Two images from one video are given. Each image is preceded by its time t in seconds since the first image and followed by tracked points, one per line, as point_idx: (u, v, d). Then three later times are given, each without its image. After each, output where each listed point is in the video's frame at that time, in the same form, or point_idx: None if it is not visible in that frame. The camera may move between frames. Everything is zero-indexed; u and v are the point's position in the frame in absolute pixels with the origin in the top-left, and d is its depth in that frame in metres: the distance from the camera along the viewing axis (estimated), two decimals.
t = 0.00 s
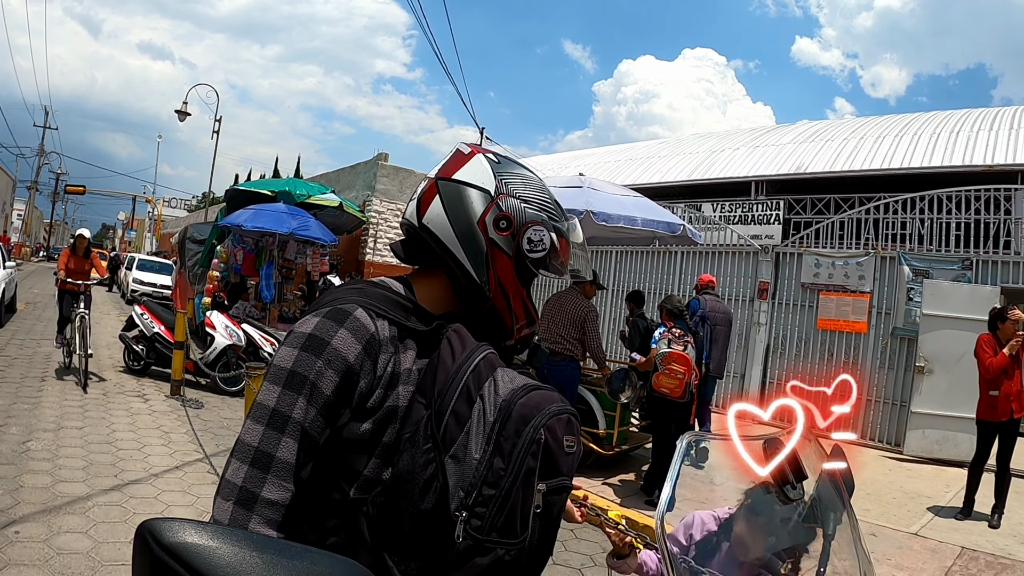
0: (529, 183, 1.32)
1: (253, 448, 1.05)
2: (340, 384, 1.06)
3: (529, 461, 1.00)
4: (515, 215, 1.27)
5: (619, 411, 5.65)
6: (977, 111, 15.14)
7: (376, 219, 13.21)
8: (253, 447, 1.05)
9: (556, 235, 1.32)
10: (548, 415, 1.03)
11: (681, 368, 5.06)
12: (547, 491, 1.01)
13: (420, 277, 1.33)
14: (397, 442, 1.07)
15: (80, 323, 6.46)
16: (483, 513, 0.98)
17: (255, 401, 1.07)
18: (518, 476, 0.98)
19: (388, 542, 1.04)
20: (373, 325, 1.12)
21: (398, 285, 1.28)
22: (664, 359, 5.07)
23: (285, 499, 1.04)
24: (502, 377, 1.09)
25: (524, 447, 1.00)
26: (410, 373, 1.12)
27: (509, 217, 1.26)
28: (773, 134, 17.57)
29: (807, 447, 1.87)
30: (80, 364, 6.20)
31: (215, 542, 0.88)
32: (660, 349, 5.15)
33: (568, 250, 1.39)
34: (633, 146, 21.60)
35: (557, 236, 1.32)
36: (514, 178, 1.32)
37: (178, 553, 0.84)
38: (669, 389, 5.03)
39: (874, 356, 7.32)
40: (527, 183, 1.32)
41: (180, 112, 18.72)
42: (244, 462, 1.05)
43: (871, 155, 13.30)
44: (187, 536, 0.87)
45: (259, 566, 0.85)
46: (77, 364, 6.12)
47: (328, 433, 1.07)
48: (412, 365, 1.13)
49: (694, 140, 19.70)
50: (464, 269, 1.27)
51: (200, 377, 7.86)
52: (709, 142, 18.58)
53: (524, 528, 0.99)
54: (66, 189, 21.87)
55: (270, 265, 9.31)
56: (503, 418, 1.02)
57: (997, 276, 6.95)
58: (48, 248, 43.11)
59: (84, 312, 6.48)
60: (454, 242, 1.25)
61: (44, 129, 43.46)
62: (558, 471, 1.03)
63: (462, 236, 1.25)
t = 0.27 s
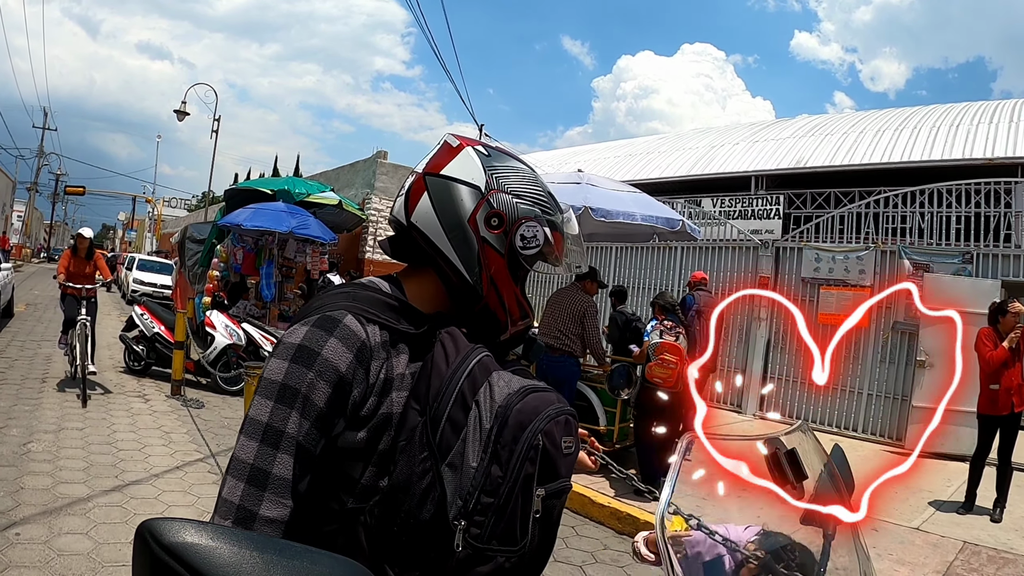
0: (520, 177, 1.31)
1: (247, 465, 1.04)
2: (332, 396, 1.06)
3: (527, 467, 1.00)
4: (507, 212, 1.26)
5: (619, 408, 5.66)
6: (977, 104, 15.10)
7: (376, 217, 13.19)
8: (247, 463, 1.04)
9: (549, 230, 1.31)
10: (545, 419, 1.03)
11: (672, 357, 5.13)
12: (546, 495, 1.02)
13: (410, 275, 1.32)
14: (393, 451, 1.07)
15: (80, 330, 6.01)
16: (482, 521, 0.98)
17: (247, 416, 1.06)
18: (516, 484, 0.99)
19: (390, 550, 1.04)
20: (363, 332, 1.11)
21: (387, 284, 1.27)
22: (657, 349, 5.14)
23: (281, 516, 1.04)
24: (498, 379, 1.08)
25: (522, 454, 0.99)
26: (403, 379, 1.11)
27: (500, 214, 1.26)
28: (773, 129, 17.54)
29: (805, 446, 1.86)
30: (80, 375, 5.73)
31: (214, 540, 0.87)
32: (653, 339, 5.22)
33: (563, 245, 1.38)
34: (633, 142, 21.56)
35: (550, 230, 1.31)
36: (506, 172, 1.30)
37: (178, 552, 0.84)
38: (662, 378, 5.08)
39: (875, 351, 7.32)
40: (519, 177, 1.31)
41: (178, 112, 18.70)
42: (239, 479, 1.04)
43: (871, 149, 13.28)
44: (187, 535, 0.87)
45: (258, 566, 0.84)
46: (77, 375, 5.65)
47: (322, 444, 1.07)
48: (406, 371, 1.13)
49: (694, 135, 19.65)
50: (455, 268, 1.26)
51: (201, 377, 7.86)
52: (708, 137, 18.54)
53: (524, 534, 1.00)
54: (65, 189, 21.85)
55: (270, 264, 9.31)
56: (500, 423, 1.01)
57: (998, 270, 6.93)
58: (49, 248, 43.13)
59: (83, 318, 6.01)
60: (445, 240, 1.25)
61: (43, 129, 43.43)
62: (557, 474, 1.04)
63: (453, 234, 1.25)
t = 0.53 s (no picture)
0: (512, 172, 1.30)
1: (239, 474, 1.04)
2: (324, 403, 1.05)
3: (523, 471, 1.00)
4: (499, 210, 1.25)
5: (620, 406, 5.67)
6: (977, 100, 15.07)
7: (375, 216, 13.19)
8: (239, 471, 1.04)
9: (542, 226, 1.30)
10: (540, 422, 1.03)
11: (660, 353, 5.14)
12: (542, 497, 1.02)
13: (402, 274, 1.31)
14: (387, 456, 1.06)
15: (81, 338, 5.66)
16: (478, 526, 0.98)
17: (239, 424, 1.06)
18: (512, 488, 0.99)
19: (387, 553, 1.05)
20: (354, 336, 1.09)
21: (376, 283, 1.27)
22: (644, 346, 5.13)
23: (275, 524, 1.03)
24: (492, 382, 1.07)
25: (518, 459, 0.99)
26: (396, 383, 1.11)
27: (492, 212, 1.25)
28: (773, 125, 17.51)
29: (805, 446, 1.85)
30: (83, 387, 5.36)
31: (214, 539, 0.86)
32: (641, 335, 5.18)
33: (559, 241, 1.38)
34: (633, 139, 21.53)
35: (543, 226, 1.31)
36: (499, 168, 1.29)
37: (178, 552, 0.84)
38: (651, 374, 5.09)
39: (875, 347, 7.32)
40: (512, 172, 1.29)
41: (178, 112, 18.69)
42: (231, 487, 1.04)
43: (871, 145, 13.25)
44: (188, 535, 0.86)
45: (259, 566, 0.84)
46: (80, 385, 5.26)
47: (315, 450, 1.06)
48: (398, 374, 1.12)
49: (694, 132, 19.63)
50: (447, 267, 1.26)
51: (201, 377, 7.86)
52: (708, 134, 18.52)
53: (521, 536, 1.01)
54: (65, 190, 21.85)
55: (270, 264, 9.31)
56: (494, 428, 1.01)
57: (998, 265, 6.92)
58: (49, 248, 43.17)
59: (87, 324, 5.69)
60: (436, 238, 1.25)
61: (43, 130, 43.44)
62: (553, 476, 1.04)
63: (444, 231, 1.24)
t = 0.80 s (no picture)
0: (508, 168, 1.30)
1: (235, 473, 1.04)
2: (319, 403, 1.05)
3: (519, 472, 0.99)
4: (496, 206, 1.26)
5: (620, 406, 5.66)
6: (977, 100, 15.07)
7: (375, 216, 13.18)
8: (236, 471, 1.04)
9: (540, 222, 1.30)
10: (537, 423, 1.02)
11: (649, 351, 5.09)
12: (539, 499, 1.02)
13: (400, 273, 1.31)
14: (384, 456, 1.06)
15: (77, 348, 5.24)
16: (474, 527, 0.98)
17: (235, 424, 1.06)
18: (509, 489, 0.98)
19: (385, 552, 1.05)
20: (350, 336, 1.09)
21: (374, 282, 1.27)
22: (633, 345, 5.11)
23: (270, 523, 1.03)
24: (489, 383, 1.07)
25: (514, 460, 0.99)
26: (393, 383, 1.11)
27: (489, 208, 1.25)
28: (773, 125, 17.52)
29: (805, 446, 1.85)
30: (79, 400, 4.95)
31: (214, 539, 0.86)
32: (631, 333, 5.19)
33: (556, 236, 1.38)
34: (633, 139, 21.54)
35: (541, 222, 1.31)
36: (495, 165, 1.29)
37: (177, 553, 0.84)
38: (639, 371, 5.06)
39: (875, 347, 7.32)
40: (507, 169, 1.30)
41: (178, 112, 18.69)
42: (227, 487, 1.04)
43: (871, 144, 13.25)
44: (187, 535, 0.86)
45: (258, 566, 0.84)
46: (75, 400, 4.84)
47: (311, 451, 1.06)
48: (395, 374, 1.12)
49: (694, 132, 19.63)
50: (444, 264, 1.26)
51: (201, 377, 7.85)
52: (708, 134, 18.52)
53: (517, 538, 1.01)
54: (66, 190, 21.87)
55: (270, 263, 9.31)
56: (490, 429, 1.01)
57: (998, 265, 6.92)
58: (49, 248, 43.17)
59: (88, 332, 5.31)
60: (433, 234, 1.25)
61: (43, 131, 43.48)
62: (549, 478, 1.04)
63: (442, 228, 1.25)
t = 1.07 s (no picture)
0: (504, 165, 1.30)
1: (233, 471, 1.04)
2: (318, 402, 1.05)
3: (517, 473, 1.00)
4: (491, 204, 1.26)
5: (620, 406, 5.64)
6: (977, 101, 15.07)
7: (375, 217, 13.19)
8: (234, 469, 1.04)
9: (537, 219, 1.30)
10: (535, 423, 1.03)
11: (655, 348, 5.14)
12: (538, 500, 1.02)
13: (399, 273, 1.31)
14: (383, 455, 1.06)
15: (75, 359, 4.88)
16: (472, 527, 0.98)
17: (234, 423, 1.06)
18: (507, 490, 0.99)
19: (384, 551, 1.05)
20: (350, 336, 1.09)
21: (372, 282, 1.27)
22: (637, 342, 5.17)
23: (268, 521, 1.03)
24: (488, 383, 1.07)
25: (513, 461, 0.99)
26: (393, 382, 1.11)
27: (485, 206, 1.26)
28: (773, 126, 17.52)
29: (805, 446, 1.85)
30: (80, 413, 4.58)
31: (213, 540, 0.87)
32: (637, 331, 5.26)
33: (554, 234, 1.38)
34: (633, 140, 21.55)
35: (538, 219, 1.31)
36: (491, 164, 1.30)
37: (177, 552, 0.84)
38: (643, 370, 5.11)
39: (875, 348, 7.32)
40: (503, 167, 1.30)
41: (178, 112, 18.70)
42: (226, 484, 1.04)
43: (871, 145, 13.25)
44: (187, 535, 0.86)
45: (258, 567, 0.84)
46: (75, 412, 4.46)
47: (311, 449, 1.07)
48: (395, 374, 1.12)
49: (694, 133, 19.63)
50: (441, 263, 1.26)
51: (201, 377, 7.85)
52: (708, 135, 18.53)
53: (516, 539, 1.01)
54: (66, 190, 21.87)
55: (270, 264, 9.32)
56: (488, 429, 1.01)
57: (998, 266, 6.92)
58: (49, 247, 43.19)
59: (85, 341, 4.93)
60: (430, 233, 1.25)
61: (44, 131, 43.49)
62: (548, 479, 1.04)
63: (438, 227, 1.25)
